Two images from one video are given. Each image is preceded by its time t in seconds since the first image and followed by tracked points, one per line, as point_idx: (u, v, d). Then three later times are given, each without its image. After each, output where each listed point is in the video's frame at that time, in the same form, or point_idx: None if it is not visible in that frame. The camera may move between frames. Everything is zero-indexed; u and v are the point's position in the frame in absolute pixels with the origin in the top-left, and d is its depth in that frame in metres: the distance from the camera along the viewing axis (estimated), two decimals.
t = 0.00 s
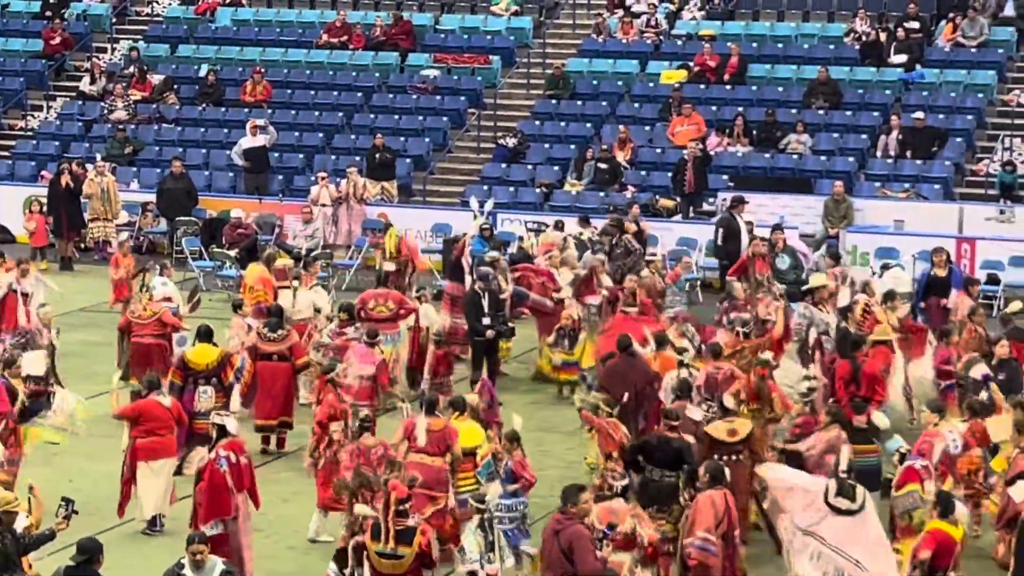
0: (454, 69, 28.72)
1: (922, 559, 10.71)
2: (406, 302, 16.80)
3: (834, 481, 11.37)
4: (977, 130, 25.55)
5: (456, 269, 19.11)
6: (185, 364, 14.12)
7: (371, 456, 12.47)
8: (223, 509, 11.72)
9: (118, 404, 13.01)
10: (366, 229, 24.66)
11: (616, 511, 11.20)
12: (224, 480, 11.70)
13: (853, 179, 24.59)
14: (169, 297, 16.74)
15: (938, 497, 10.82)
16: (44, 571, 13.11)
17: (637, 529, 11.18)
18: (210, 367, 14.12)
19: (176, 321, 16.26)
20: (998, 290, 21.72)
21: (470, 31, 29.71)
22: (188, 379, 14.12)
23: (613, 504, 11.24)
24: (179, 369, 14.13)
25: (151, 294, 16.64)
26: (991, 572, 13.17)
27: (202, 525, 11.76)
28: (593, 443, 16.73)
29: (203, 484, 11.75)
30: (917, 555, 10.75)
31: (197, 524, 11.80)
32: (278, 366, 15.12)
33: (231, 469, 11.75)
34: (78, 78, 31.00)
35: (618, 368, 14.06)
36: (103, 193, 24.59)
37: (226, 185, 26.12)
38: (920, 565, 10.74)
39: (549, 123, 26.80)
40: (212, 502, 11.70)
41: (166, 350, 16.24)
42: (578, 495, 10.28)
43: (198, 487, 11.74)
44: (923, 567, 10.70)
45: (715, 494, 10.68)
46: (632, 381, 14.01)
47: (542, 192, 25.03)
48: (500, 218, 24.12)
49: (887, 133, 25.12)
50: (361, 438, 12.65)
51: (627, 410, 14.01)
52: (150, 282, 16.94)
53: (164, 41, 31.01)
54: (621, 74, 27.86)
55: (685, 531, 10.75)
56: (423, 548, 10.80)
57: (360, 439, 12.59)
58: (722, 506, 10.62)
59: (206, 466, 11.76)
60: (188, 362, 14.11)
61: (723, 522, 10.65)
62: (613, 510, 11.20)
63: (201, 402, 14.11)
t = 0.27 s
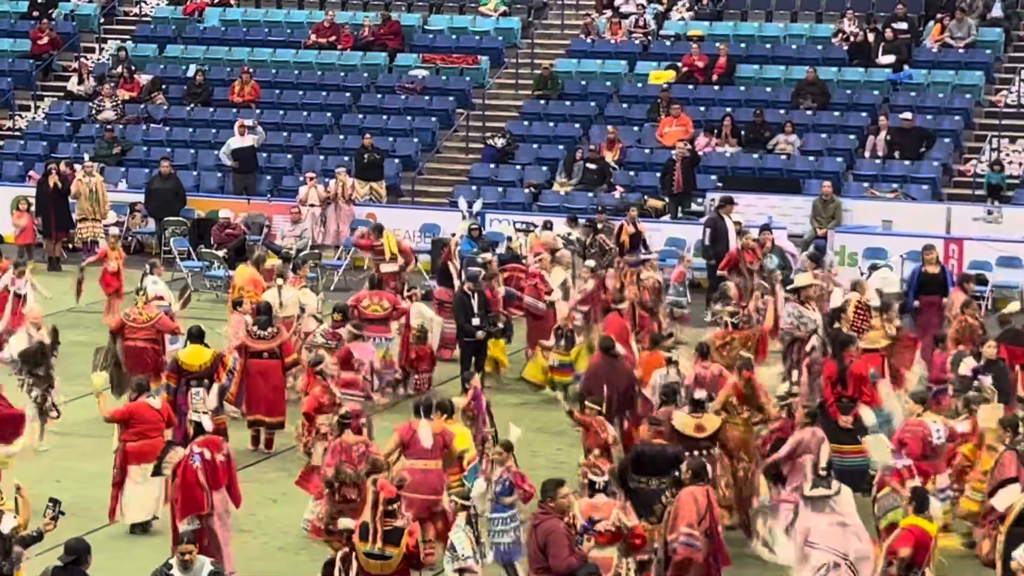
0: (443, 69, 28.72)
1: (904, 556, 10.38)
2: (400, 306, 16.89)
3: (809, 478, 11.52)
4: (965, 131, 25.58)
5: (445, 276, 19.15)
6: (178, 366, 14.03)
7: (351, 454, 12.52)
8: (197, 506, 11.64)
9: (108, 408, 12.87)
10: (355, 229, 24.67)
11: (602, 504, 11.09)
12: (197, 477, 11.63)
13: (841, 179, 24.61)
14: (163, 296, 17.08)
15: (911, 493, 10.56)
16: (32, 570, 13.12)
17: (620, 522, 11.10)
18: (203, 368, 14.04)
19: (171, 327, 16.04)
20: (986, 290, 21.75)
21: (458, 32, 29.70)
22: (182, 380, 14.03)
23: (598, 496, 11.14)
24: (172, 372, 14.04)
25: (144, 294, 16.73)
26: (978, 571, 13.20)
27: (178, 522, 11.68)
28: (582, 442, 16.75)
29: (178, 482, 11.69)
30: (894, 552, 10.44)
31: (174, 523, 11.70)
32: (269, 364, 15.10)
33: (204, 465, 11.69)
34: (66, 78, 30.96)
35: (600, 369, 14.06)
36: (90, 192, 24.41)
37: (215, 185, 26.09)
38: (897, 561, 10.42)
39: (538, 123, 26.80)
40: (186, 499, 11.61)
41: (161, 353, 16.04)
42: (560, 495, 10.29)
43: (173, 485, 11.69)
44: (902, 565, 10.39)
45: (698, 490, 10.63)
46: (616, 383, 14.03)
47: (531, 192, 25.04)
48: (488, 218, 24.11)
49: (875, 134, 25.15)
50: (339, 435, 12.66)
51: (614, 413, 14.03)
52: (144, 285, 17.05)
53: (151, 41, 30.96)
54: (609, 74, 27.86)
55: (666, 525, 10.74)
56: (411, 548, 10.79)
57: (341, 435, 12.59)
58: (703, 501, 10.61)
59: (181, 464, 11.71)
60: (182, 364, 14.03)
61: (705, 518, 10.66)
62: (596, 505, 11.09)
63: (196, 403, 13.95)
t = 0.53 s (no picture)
0: (432, 70, 28.72)
1: (883, 551, 10.41)
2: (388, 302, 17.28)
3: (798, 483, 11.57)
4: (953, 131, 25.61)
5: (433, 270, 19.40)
6: (168, 364, 14.11)
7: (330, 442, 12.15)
8: (168, 504, 11.63)
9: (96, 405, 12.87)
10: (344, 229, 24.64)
11: (591, 494, 10.68)
12: (171, 477, 11.59)
13: (829, 179, 24.63)
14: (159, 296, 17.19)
15: (888, 486, 10.56)
16: (20, 572, 13.09)
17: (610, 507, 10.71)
18: (193, 365, 14.13)
19: (164, 323, 16.15)
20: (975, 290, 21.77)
21: (447, 32, 29.69)
22: (171, 378, 14.12)
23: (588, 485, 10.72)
24: (162, 369, 14.11)
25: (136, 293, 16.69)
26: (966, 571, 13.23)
27: (150, 518, 11.70)
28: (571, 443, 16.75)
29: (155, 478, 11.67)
30: (873, 545, 10.46)
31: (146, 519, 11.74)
32: (256, 363, 15.13)
33: (179, 463, 11.62)
34: (54, 78, 30.93)
35: (585, 368, 14.16)
36: (79, 192, 24.42)
37: (203, 186, 26.05)
38: (875, 554, 10.46)
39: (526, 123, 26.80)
40: (159, 497, 11.61)
41: (151, 350, 16.06)
42: (534, 502, 10.03)
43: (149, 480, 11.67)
44: (879, 559, 10.45)
45: (676, 490, 10.36)
46: (601, 382, 14.08)
47: (519, 192, 25.05)
48: (477, 218, 24.11)
49: (864, 134, 25.18)
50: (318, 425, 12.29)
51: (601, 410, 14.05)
52: (135, 281, 16.89)
53: (140, 41, 30.92)
54: (598, 74, 27.87)
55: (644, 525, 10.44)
56: (399, 549, 10.75)
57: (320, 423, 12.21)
58: (681, 503, 10.34)
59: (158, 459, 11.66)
60: (171, 362, 14.11)
61: (683, 519, 10.36)
62: (585, 491, 10.67)
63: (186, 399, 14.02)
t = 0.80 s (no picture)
0: (420, 70, 28.72)
1: (858, 552, 10.45)
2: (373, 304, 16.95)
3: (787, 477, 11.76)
4: (941, 132, 25.63)
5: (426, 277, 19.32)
6: (154, 364, 14.07)
7: (307, 450, 12.24)
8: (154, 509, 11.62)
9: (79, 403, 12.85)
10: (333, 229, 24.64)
11: (579, 498, 10.83)
12: (156, 482, 11.59)
13: (818, 180, 24.65)
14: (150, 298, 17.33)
15: (864, 488, 10.53)
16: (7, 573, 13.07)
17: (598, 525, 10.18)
18: (179, 367, 14.10)
19: (154, 324, 16.09)
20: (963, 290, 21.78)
21: (436, 32, 29.69)
22: (157, 378, 14.08)
23: (574, 490, 10.87)
24: (148, 369, 14.08)
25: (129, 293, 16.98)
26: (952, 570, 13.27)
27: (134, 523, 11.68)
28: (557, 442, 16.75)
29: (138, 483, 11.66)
30: (849, 546, 10.50)
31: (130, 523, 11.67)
32: (238, 363, 15.24)
33: (163, 468, 11.64)
34: (42, 79, 30.90)
35: (574, 367, 14.12)
36: (68, 192, 24.44)
37: (191, 186, 26.04)
38: (851, 556, 10.50)
39: (515, 124, 26.80)
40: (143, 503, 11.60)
41: (141, 349, 16.04)
42: (510, 510, 10.01)
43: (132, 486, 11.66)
44: (854, 561, 10.50)
45: (656, 492, 10.38)
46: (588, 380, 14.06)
47: (508, 193, 25.06)
48: (465, 219, 24.11)
49: (852, 135, 25.20)
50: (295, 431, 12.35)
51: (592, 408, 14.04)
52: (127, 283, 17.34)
53: (128, 41, 30.89)
54: (587, 75, 27.87)
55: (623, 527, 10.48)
56: (387, 550, 10.77)
57: (297, 430, 12.29)
58: (660, 506, 10.35)
59: (141, 464, 11.66)
60: (158, 362, 14.06)
61: (661, 522, 10.38)
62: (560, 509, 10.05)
63: (171, 400, 14.08)
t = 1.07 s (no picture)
0: (410, 70, 28.72)
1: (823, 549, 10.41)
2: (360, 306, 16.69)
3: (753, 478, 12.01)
4: (930, 131, 25.65)
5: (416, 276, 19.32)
6: (140, 367, 14.03)
7: (285, 455, 12.10)
8: (143, 508, 11.62)
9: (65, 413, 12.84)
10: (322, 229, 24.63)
11: (568, 501, 10.77)
12: (145, 480, 11.56)
13: (807, 180, 24.66)
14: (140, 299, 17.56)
15: (836, 486, 10.50)
16: None
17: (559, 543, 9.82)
18: (165, 368, 14.08)
19: (142, 326, 16.02)
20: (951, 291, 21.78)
21: (425, 32, 29.69)
22: (143, 380, 14.06)
23: (563, 493, 10.82)
24: (134, 371, 14.05)
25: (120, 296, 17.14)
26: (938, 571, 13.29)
27: (122, 523, 11.68)
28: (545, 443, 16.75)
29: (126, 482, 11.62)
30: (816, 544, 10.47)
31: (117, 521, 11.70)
32: (226, 361, 15.34)
33: (152, 467, 11.59)
34: (31, 79, 30.87)
35: (564, 369, 13.99)
36: (56, 192, 24.45)
37: (181, 186, 26.02)
38: (818, 553, 10.48)
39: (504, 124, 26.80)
40: (132, 503, 11.59)
41: (129, 350, 16.02)
42: (497, 515, 9.77)
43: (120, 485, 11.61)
44: (822, 559, 10.49)
45: (640, 489, 10.40)
46: (577, 383, 13.88)
47: (497, 193, 25.06)
48: (455, 219, 24.11)
49: (841, 134, 25.21)
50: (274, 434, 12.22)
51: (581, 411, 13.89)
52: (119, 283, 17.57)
53: (117, 42, 30.86)
54: (576, 75, 27.88)
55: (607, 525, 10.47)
56: (376, 550, 10.78)
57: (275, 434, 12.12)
58: (643, 503, 10.37)
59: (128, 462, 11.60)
60: (143, 364, 14.04)
61: (645, 520, 10.39)
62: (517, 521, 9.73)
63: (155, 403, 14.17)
